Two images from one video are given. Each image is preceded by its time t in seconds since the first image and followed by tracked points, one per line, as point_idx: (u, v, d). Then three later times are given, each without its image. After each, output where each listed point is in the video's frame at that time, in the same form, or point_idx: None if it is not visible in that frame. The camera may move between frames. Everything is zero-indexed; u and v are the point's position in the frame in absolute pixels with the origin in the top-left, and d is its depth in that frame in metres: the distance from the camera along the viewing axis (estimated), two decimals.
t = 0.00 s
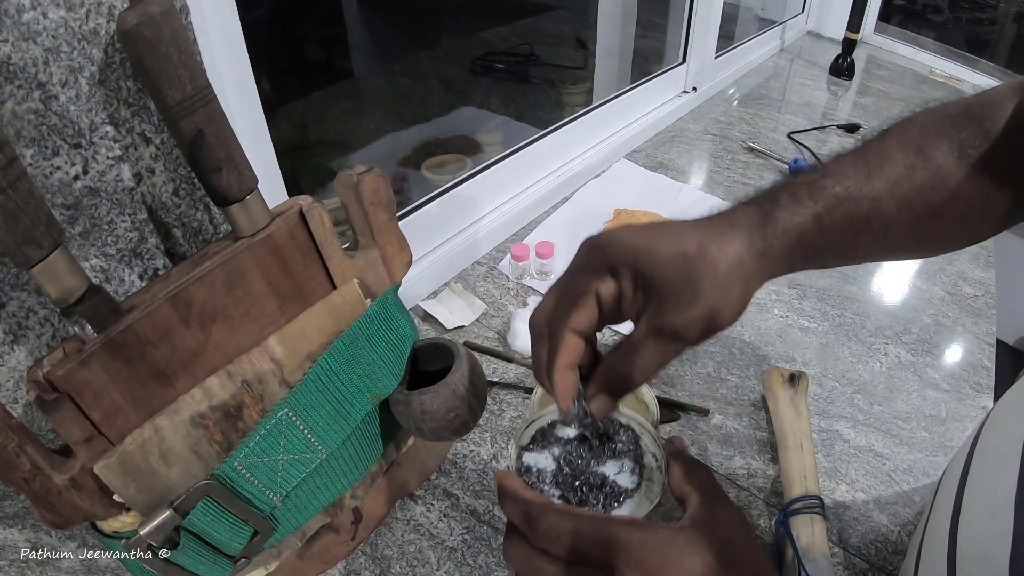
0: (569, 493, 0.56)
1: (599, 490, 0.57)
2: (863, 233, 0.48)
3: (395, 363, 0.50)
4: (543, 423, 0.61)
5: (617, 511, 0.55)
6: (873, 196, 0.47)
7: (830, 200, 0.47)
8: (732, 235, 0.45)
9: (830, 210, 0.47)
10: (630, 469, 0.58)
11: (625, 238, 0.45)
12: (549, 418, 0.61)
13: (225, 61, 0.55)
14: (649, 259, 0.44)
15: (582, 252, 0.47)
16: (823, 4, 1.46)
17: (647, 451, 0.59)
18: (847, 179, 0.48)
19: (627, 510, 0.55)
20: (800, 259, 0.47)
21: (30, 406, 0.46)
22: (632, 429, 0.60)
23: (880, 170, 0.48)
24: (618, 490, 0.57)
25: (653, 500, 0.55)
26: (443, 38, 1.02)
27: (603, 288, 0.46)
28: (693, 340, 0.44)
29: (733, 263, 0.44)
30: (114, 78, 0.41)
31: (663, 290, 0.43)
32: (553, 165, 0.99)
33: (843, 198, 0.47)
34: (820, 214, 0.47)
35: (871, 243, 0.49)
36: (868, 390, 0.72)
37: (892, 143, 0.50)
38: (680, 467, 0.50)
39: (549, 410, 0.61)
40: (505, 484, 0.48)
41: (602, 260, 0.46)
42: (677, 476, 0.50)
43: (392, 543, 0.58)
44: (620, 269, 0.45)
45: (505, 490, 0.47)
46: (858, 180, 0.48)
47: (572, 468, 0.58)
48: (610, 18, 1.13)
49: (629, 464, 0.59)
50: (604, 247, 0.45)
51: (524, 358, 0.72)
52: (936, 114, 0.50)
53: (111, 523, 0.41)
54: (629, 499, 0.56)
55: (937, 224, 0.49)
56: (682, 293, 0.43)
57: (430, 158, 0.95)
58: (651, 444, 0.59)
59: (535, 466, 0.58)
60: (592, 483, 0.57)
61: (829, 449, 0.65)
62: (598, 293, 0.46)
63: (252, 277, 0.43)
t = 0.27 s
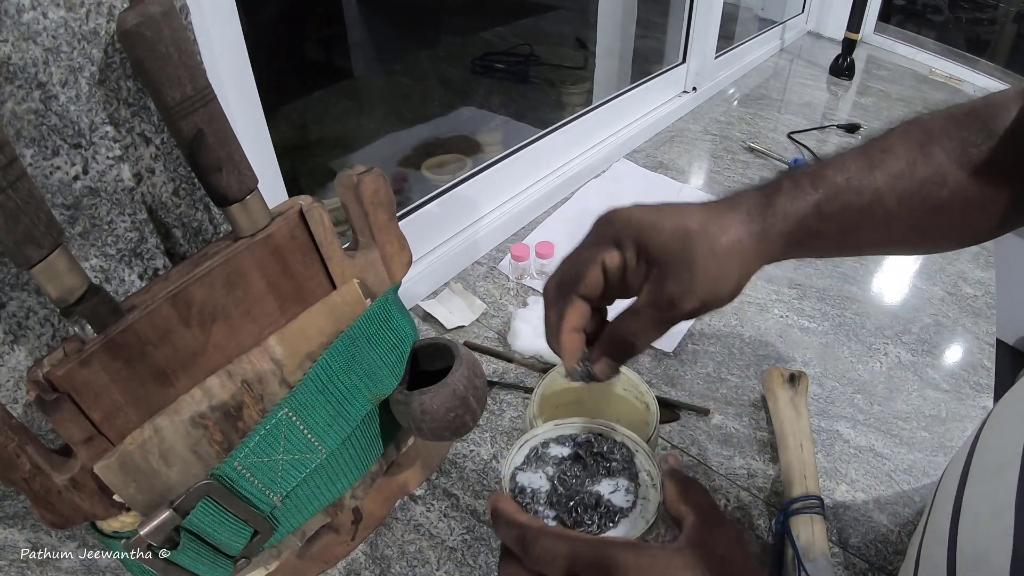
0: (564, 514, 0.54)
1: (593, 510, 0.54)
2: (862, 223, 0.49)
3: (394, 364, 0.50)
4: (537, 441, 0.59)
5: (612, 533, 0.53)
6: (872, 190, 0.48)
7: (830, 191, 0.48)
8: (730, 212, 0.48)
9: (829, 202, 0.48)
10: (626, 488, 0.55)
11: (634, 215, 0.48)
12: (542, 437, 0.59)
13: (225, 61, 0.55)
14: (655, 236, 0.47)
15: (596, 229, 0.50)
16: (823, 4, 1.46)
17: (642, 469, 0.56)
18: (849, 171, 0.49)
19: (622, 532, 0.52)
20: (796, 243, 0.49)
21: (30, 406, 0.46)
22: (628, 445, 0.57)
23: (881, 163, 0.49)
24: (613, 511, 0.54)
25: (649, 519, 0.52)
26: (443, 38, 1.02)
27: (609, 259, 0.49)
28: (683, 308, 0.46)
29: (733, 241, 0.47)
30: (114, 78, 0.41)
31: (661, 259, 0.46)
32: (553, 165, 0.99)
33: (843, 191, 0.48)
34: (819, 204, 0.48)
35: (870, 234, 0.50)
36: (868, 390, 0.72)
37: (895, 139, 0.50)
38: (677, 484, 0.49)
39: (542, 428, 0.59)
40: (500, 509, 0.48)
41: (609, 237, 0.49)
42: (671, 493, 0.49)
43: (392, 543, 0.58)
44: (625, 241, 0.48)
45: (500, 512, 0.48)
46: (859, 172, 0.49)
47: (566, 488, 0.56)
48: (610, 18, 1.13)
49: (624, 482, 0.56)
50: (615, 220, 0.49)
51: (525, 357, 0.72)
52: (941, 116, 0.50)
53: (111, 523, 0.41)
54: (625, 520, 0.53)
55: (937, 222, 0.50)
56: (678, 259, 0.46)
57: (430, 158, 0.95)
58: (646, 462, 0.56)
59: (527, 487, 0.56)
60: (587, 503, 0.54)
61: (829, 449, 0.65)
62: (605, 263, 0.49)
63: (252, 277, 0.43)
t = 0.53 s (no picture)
0: (564, 516, 0.53)
1: (594, 513, 0.53)
2: (863, 259, 0.50)
3: (394, 364, 0.50)
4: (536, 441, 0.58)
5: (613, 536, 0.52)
6: (876, 228, 0.49)
7: (838, 237, 0.49)
8: (744, 275, 0.47)
9: (834, 248, 0.49)
10: (628, 489, 0.55)
11: (660, 304, 0.47)
12: (542, 435, 0.59)
13: (225, 60, 0.55)
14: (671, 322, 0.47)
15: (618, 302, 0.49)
16: (823, 4, 1.46)
17: (642, 470, 0.56)
18: (857, 208, 0.49)
19: (624, 535, 0.52)
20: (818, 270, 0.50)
21: (30, 406, 0.46)
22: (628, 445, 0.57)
23: (885, 195, 0.49)
24: (614, 514, 0.53)
25: (651, 521, 0.52)
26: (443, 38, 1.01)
27: (642, 350, 0.49)
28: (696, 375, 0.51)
29: (752, 308, 0.48)
30: (114, 78, 0.41)
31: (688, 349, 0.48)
32: (553, 165, 0.99)
33: (851, 233, 0.49)
34: (823, 249, 0.49)
35: (868, 264, 0.51)
36: (868, 390, 0.72)
37: (898, 161, 0.50)
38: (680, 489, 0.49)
39: (541, 427, 0.59)
40: (499, 515, 0.47)
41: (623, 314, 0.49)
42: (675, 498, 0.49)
43: (392, 543, 0.58)
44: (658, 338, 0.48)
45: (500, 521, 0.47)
46: (865, 210, 0.49)
47: (565, 488, 0.55)
48: (611, 18, 1.13)
49: (625, 483, 0.55)
50: (639, 311, 0.47)
51: (525, 358, 0.73)
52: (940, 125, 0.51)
53: (110, 523, 0.41)
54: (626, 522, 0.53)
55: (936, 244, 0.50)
56: (703, 351, 0.48)
57: (430, 158, 0.95)
58: (648, 462, 0.56)
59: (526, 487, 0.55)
60: (587, 505, 0.54)
61: (829, 449, 0.65)
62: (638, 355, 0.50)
63: (252, 277, 0.43)
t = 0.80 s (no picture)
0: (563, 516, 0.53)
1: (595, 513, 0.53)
2: (857, 266, 0.51)
3: (394, 364, 0.50)
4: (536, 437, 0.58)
5: (614, 538, 0.52)
6: (870, 235, 0.49)
7: (832, 246, 0.49)
8: (738, 288, 0.49)
9: (827, 257, 0.49)
10: (628, 488, 0.55)
11: (655, 318, 0.48)
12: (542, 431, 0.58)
13: (225, 61, 0.55)
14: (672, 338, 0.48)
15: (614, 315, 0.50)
16: (823, 4, 1.46)
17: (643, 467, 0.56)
18: (850, 216, 0.49)
19: (624, 536, 0.52)
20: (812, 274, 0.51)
21: (30, 406, 0.46)
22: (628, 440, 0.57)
23: (878, 202, 0.49)
24: (614, 513, 0.53)
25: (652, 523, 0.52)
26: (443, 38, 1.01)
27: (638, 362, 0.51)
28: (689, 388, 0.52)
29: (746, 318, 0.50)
30: (114, 78, 0.41)
31: (684, 360, 0.49)
32: (553, 165, 0.99)
33: (845, 242, 0.49)
34: (816, 259, 0.49)
35: (861, 271, 0.52)
36: (868, 390, 0.72)
37: (893, 167, 0.50)
38: (686, 491, 0.47)
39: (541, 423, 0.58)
40: (498, 520, 0.47)
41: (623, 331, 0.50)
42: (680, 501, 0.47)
43: (392, 543, 0.58)
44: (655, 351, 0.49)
45: (495, 525, 0.46)
46: (858, 217, 0.49)
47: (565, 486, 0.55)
48: (610, 18, 1.13)
49: (625, 480, 0.55)
50: (636, 325, 0.49)
51: (525, 357, 0.73)
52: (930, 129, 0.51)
53: (111, 523, 0.41)
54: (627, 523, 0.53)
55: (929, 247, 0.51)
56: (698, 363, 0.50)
57: (430, 159, 0.94)
58: (649, 458, 0.56)
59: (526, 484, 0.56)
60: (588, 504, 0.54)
61: (829, 449, 0.65)
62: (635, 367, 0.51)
63: (252, 277, 0.43)
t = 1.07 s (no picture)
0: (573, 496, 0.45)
1: (614, 492, 0.45)
2: (860, 275, 0.53)
3: (394, 364, 0.50)
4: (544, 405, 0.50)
5: (636, 522, 0.44)
6: (871, 245, 0.52)
7: (835, 254, 0.52)
8: (742, 294, 0.52)
9: (830, 263, 0.52)
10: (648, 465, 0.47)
11: (658, 320, 0.50)
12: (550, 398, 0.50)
13: (225, 61, 0.55)
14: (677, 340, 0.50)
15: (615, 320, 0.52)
16: (823, 4, 1.46)
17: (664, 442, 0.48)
18: (852, 224, 0.52)
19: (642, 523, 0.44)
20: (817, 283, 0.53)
21: (30, 406, 0.46)
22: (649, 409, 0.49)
23: (880, 212, 0.52)
24: (636, 491, 0.45)
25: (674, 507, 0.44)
26: (443, 38, 1.01)
27: (642, 368, 0.52)
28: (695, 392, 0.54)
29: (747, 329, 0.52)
30: (114, 78, 0.41)
31: (688, 364, 0.51)
32: (553, 165, 0.99)
33: (846, 250, 0.52)
34: (820, 266, 0.52)
35: (865, 281, 0.54)
36: (868, 390, 0.72)
37: (895, 179, 0.53)
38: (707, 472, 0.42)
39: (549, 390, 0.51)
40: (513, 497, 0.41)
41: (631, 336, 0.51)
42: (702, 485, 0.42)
43: (392, 543, 0.58)
44: (659, 354, 0.51)
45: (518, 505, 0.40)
46: (860, 226, 0.52)
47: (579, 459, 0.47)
48: (610, 18, 1.13)
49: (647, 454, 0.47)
50: (639, 328, 0.51)
51: (525, 357, 0.73)
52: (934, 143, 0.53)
53: (111, 524, 0.41)
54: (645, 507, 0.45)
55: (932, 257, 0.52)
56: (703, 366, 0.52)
57: (430, 158, 0.94)
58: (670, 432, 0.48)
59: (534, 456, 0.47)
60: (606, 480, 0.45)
61: (829, 449, 0.65)
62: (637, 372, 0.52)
63: (253, 277, 0.43)
